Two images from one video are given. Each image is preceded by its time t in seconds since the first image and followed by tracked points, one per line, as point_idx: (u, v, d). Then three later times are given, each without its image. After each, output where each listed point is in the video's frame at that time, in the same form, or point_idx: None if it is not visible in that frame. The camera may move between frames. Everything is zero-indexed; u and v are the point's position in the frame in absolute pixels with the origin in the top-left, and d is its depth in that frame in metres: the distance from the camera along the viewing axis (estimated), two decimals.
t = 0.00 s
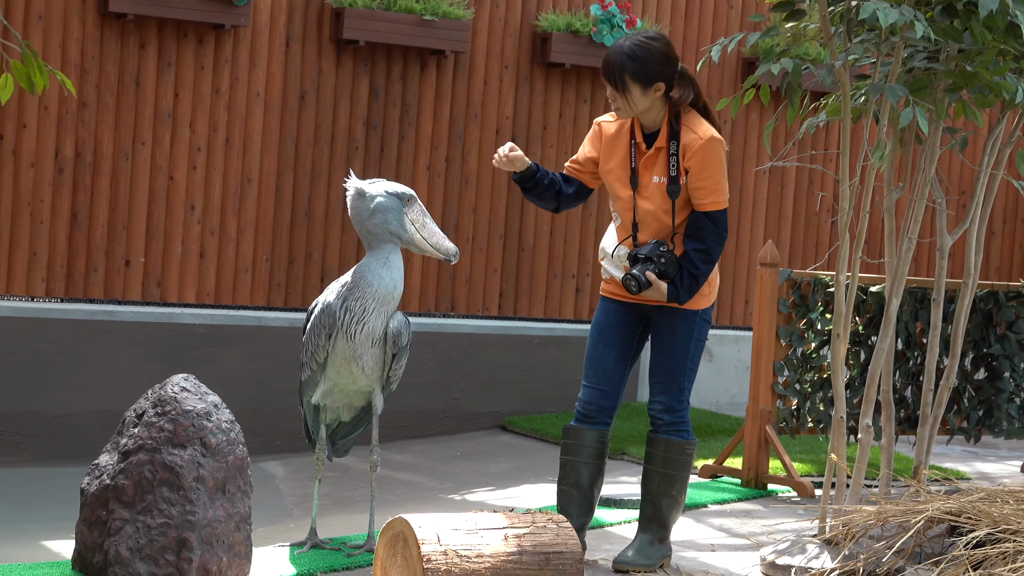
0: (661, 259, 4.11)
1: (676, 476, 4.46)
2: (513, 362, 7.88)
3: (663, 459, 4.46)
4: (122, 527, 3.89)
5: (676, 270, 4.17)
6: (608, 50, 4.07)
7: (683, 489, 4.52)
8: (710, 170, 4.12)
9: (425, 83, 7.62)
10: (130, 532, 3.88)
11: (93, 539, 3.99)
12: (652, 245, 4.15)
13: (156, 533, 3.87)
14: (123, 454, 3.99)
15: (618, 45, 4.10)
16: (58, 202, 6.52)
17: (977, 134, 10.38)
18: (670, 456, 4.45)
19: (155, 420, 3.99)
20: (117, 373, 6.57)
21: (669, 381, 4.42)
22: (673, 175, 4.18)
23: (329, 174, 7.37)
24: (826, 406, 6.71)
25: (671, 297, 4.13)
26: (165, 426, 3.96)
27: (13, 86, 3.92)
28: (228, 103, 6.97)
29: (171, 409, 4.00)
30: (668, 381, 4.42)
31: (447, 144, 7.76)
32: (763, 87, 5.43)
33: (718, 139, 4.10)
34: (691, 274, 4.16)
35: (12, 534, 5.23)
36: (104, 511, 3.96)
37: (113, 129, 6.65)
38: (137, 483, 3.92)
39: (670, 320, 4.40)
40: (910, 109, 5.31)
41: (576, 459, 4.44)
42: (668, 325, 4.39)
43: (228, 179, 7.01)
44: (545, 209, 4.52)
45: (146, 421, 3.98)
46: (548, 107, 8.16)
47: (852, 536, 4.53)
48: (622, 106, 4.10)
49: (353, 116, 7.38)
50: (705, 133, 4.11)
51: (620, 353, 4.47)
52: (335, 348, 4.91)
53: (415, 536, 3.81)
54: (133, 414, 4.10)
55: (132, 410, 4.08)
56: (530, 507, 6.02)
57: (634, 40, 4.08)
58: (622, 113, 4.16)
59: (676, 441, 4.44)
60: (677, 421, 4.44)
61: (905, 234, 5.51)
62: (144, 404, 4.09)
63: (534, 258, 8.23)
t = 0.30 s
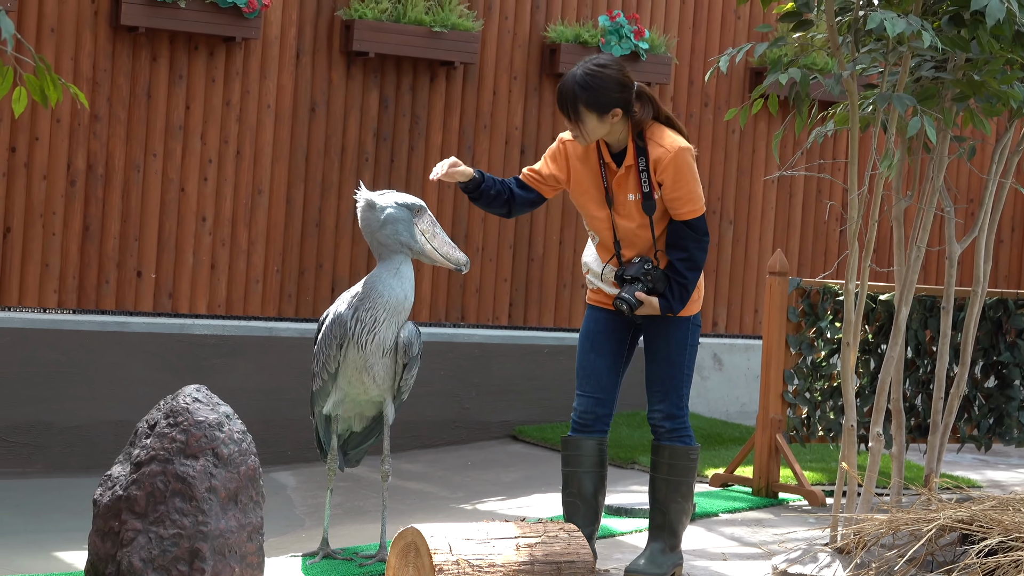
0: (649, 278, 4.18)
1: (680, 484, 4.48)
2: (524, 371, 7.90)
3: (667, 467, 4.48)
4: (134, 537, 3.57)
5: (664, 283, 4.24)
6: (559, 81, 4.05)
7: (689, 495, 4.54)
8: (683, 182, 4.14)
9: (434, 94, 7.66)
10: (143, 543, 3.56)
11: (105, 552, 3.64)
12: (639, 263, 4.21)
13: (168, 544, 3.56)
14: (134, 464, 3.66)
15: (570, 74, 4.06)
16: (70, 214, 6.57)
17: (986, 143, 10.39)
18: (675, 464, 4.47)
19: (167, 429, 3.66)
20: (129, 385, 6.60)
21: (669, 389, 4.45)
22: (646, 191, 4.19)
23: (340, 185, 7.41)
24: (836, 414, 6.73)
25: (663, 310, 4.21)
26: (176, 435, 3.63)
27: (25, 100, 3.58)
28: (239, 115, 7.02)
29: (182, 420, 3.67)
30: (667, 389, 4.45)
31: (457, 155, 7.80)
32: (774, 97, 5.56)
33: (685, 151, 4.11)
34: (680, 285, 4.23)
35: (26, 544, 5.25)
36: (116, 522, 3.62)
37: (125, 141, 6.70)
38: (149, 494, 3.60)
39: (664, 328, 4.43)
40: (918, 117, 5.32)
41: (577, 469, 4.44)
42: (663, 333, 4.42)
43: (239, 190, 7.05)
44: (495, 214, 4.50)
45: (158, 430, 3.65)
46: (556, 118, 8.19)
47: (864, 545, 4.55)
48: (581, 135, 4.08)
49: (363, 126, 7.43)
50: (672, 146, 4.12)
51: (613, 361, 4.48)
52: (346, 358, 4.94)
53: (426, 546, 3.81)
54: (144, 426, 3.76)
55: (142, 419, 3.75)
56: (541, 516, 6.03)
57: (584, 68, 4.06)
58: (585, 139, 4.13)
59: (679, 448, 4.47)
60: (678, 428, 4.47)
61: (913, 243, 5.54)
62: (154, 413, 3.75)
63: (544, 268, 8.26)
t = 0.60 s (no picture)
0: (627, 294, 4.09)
1: (681, 489, 4.36)
2: (525, 377, 7.83)
3: (667, 472, 4.36)
4: (133, 547, 3.28)
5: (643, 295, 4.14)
6: (514, 106, 3.90)
7: (693, 500, 4.41)
8: (648, 194, 3.97)
9: (434, 97, 7.61)
10: (142, 552, 3.28)
11: (103, 562, 3.34)
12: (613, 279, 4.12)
13: (168, 554, 3.28)
14: (132, 471, 3.37)
15: (522, 101, 3.89)
16: (67, 220, 6.51)
17: (991, 144, 10.33)
18: (674, 469, 4.35)
19: (165, 436, 3.37)
20: (127, 393, 6.53)
21: (662, 394, 4.33)
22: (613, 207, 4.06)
23: (340, 189, 7.34)
24: (842, 419, 6.61)
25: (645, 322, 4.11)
26: (175, 441, 3.34)
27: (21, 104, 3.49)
28: (237, 119, 6.96)
29: (181, 427, 3.39)
30: (661, 393, 4.33)
31: (458, 158, 7.74)
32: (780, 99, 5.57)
33: (648, 165, 3.94)
34: (657, 295, 4.09)
35: (22, 553, 5.18)
36: (115, 531, 3.33)
37: (123, 146, 6.64)
38: (148, 502, 3.31)
39: (655, 332, 4.32)
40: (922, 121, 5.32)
41: (578, 475, 4.38)
42: (655, 336, 4.31)
43: (238, 195, 6.99)
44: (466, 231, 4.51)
45: (156, 437, 3.36)
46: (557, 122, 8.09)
47: (870, 550, 4.36)
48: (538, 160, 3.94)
49: (362, 130, 7.37)
50: (633, 160, 3.95)
51: (604, 365, 4.43)
52: (347, 365, 4.88)
53: (429, 553, 3.75)
54: (142, 432, 3.47)
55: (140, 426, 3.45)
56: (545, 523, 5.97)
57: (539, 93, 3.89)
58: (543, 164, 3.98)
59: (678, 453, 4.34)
60: (675, 432, 4.35)
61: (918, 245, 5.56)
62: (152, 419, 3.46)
63: (546, 272, 8.20)
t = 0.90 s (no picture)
0: (629, 312, 3.92)
1: (699, 511, 4.14)
2: (530, 390, 7.33)
3: (683, 493, 4.13)
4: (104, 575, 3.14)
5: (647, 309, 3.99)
6: (486, 121, 3.74)
7: (712, 522, 4.17)
8: (638, 206, 3.81)
9: (432, 88, 7.10)
10: None
11: None
12: (614, 295, 3.97)
13: None
14: (105, 492, 3.23)
15: (496, 115, 3.71)
16: (34, 219, 5.98)
17: None
18: (692, 489, 4.11)
19: (140, 455, 3.22)
20: (99, 407, 6.01)
21: (677, 407, 4.10)
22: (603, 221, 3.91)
23: (329, 186, 6.83)
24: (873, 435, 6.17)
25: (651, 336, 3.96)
26: (150, 461, 3.20)
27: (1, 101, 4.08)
28: (218, 111, 6.45)
29: (157, 443, 3.24)
30: (675, 406, 4.11)
31: (457, 153, 7.24)
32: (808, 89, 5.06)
33: (634, 175, 3.78)
34: (659, 308, 3.94)
35: None
36: (86, 556, 3.19)
37: (94, 138, 6.12)
38: (122, 526, 3.16)
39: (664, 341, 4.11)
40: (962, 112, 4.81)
41: (588, 496, 4.20)
42: (665, 346, 4.08)
43: (219, 193, 6.48)
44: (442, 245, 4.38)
45: (131, 456, 3.21)
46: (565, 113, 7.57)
47: None
48: (513, 177, 3.78)
49: (354, 123, 6.87)
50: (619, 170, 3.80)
51: (614, 379, 4.20)
52: (339, 379, 4.25)
53: None
54: (115, 450, 3.31)
55: (115, 443, 3.31)
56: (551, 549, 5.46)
57: (512, 108, 3.71)
58: (519, 180, 3.82)
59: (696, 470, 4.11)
60: (692, 447, 4.12)
61: (956, 247, 5.04)
62: (128, 437, 3.31)
63: (552, 277, 7.69)
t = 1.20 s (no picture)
0: (628, 321, 3.69)
1: (713, 528, 3.86)
2: (532, 399, 6.90)
3: (695, 510, 3.86)
4: None
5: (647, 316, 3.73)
6: (480, 112, 3.49)
7: (727, 540, 3.91)
8: (638, 207, 3.55)
9: (429, 74, 6.68)
10: None
11: None
12: (612, 302, 3.71)
13: None
14: (76, 510, 3.15)
15: (490, 105, 3.46)
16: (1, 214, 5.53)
17: None
18: (705, 505, 3.84)
19: (115, 469, 3.15)
20: (69, 417, 5.57)
21: (688, 417, 3.81)
22: (601, 222, 3.65)
23: (318, 181, 6.40)
24: (901, 449, 5.74)
25: (651, 346, 3.70)
26: (125, 476, 3.12)
27: None
28: (199, 99, 6.01)
29: (132, 456, 3.16)
30: (685, 416, 3.83)
31: (455, 144, 6.82)
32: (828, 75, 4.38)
33: (635, 174, 3.53)
34: (659, 315, 3.68)
35: None
36: None
37: (65, 127, 5.68)
38: (94, 545, 3.09)
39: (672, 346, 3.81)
40: (997, 102, 4.18)
41: (594, 514, 3.93)
42: (674, 351, 3.80)
43: (199, 187, 6.05)
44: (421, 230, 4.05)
45: (104, 470, 3.14)
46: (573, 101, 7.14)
47: None
48: (507, 173, 3.54)
49: (344, 112, 6.44)
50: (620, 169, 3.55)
51: (619, 387, 3.91)
52: (329, 386, 3.86)
53: None
54: (88, 462, 3.24)
55: (87, 456, 3.23)
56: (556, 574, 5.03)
57: (508, 99, 3.46)
58: (511, 176, 3.57)
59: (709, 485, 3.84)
60: (704, 461, 3.84)
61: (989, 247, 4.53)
62: (102, 450, 3.23)
63: (558, 278, 7.26)
